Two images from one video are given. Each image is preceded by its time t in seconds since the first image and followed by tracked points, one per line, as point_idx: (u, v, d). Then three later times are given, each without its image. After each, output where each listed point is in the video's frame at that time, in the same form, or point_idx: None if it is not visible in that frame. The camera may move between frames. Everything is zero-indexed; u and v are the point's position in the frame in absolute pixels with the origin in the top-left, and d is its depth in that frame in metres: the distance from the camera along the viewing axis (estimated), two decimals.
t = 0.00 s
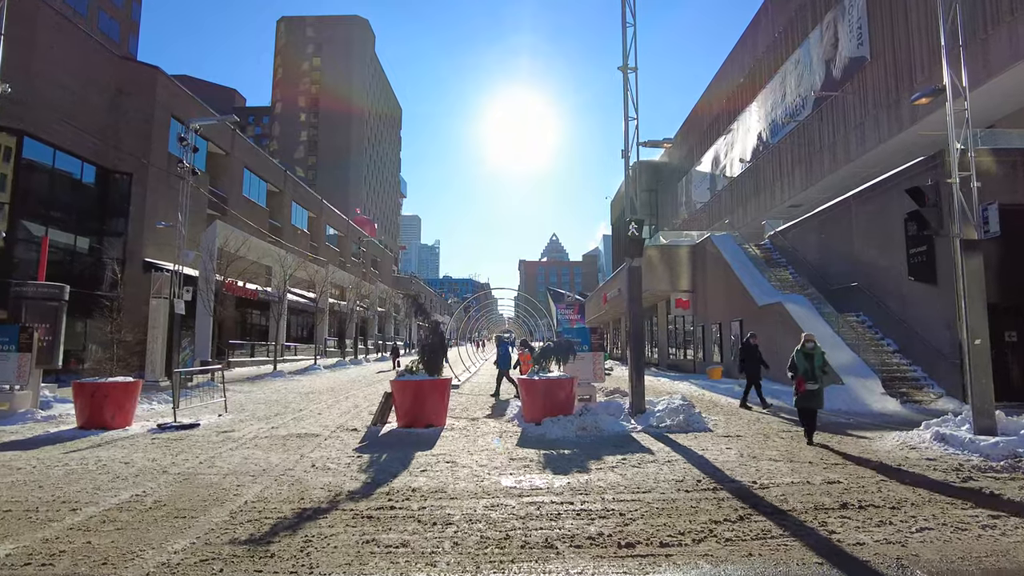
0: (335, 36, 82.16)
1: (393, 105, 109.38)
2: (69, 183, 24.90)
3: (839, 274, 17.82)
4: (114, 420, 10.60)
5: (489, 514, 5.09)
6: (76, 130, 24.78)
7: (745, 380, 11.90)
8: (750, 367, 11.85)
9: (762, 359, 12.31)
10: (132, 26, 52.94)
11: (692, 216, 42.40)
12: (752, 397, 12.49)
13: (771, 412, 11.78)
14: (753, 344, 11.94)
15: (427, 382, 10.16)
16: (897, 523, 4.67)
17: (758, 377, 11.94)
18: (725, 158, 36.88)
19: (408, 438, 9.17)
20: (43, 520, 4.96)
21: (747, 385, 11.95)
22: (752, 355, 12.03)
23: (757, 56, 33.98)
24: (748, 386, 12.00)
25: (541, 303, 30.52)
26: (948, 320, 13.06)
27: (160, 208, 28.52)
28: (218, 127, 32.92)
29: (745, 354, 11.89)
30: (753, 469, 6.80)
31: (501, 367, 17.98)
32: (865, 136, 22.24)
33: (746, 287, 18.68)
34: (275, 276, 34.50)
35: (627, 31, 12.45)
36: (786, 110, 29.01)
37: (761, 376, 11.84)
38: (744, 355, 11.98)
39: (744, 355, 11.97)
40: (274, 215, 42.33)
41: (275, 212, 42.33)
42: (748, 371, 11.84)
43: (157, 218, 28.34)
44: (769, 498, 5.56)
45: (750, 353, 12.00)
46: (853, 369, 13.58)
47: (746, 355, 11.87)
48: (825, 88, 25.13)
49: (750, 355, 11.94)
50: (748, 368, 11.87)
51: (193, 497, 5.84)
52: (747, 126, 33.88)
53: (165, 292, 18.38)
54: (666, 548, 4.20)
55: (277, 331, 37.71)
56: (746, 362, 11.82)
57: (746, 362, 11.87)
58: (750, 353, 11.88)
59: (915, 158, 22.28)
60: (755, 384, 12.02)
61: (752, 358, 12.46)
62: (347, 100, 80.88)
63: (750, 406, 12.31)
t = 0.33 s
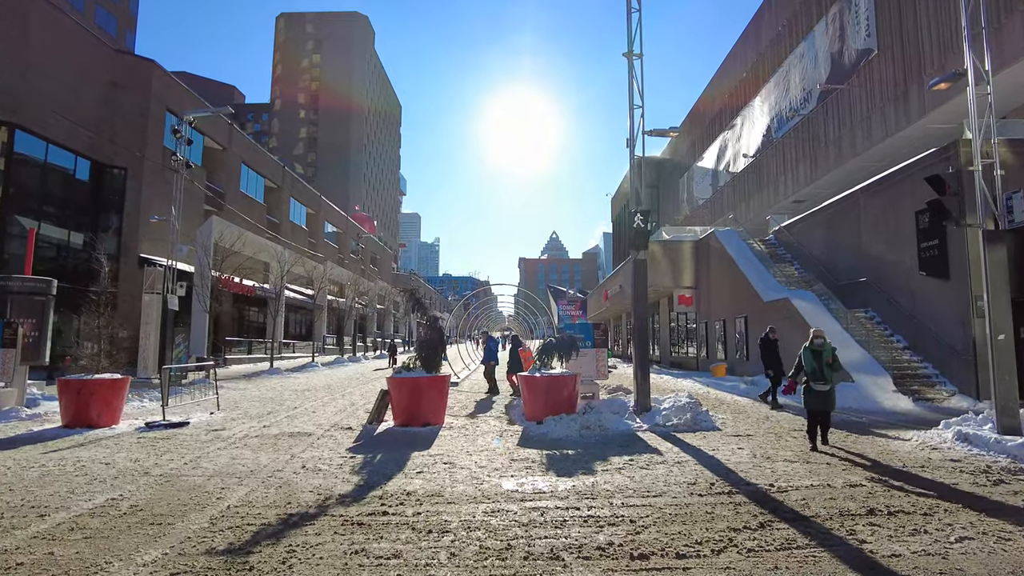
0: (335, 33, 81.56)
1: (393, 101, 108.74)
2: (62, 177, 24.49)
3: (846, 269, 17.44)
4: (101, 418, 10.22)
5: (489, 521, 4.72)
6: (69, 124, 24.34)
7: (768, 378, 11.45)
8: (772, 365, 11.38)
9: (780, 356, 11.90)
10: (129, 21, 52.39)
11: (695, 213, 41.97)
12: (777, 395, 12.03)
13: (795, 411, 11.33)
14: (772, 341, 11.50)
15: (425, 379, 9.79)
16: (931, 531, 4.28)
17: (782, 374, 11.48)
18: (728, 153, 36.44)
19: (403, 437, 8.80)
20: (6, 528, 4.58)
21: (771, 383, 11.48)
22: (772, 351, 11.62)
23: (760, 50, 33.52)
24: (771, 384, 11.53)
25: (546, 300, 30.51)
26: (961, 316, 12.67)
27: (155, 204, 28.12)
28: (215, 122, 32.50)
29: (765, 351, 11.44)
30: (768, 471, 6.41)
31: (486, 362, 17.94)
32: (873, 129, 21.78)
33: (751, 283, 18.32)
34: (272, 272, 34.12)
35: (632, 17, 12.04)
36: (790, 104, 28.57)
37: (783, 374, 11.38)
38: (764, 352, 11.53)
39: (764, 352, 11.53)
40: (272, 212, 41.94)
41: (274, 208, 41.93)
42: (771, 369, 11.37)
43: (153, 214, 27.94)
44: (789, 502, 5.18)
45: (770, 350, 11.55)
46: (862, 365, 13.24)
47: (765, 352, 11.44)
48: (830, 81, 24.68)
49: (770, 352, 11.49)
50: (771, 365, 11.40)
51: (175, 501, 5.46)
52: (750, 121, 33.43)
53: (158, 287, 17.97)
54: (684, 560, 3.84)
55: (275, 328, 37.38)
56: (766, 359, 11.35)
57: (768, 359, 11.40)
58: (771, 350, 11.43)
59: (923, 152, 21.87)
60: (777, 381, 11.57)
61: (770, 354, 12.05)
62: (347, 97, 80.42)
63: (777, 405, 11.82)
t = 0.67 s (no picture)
0: (334, 31, 81.09)
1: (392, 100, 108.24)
2: (55, 175, 24.08)
3: (854, 267, 17.07)
4: (86, 422, 9.86)
5: (489, 538, 4.35)
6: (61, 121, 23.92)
7: (786, 378, 11.00)
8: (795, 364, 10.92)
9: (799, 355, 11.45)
10: (126, 18, 51.93)
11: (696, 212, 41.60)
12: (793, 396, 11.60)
13: (810, 413, 10.92)
14: (791, 340, 11.07)
15: (423, 382, 9.43)
16: (973, 551, 3.90)
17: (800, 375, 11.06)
18: (730, 151, 36.04)
19: (399, 442, 8.45)
20: None
21: (789, 383, 11.04)
22: (790, 351, 11.18)
23: (763, 46, 33.14)
24: (789, 384, 11.10)
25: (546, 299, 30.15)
26: (976, 315, 12.29)
27: (150, 201, 27.73)
28: (211, 119, 32.09)
29: (784, 351, 11.01)
30: (785, 480, 6.04)
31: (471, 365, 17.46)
32: (879, 125, 21.39)
33: (756, 282, 17.94)
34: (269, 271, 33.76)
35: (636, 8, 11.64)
36: (794, 100, 28.16)
37: (804, 375, 10.94)
38: (782, 352, 11.08)
39: (783, 352, 11.10)
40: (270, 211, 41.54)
41: (271, 207, 41.53)
42: (791, 369, 10.93)
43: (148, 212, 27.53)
44: (811, 516, 4.80)
45: (789, 350, 11.13)
46: (872, 365, 12.86)
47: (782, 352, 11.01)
48: (836, 76, 24.26)
49: (789, 352, 11.05)
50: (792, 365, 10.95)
51: (153, 513, 5.08)
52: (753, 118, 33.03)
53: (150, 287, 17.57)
54: None
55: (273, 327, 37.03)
56: (785, 359, 10.92)
57: (787, 359, 10.96)
58: (790, 350, 10.99)
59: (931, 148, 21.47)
60: (797, 381, 11.12)
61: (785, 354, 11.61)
62: (346, 95, 80.02)
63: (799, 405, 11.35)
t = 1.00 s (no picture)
0: (334, 29, 80.70)
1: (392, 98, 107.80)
2: (50, 171, 23.69)
3: (864, 264, 16.69)
4: (73, 423, 9.50)
5: (493, 554, 3.97)
6: (56, 116, 23.51)
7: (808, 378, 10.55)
8: (820, 363, 10.49)
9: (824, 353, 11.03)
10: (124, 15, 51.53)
11: (699, 209, 41.24)
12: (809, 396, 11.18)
13: (830, 414, 10.50)
14: (814, 339, 10.67)
15: (422, 383, 9.04)
16: None
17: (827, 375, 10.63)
18: (734, 147, 35.64)
19: (398, 444, 8.07)
20: None
21: (812, 383, 10.59)
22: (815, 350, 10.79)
23: (767, 41, 32.70)
24: (811, 384, 10.65)
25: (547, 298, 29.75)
26: (994, 313, 11.89)
27: (147, 198, 27.34)
28: (210, 116, 31.72)
29: (808, 350, 10.60)
30: (809, 485, 5.64)
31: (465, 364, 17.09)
32: (888, 120, 20.98)
33: (764, 279, 17.53)
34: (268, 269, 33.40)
35: None
36: (800, 96, 27.74)
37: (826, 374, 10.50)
38: (805, 351, 10.68)
39: (805, 351, 10.70)
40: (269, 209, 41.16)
41: (270, 205, 41.13)
42: (813, 368, 10.52)
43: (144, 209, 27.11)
44: (843, 527, 4.41)
45: (812, 348, 10.75)
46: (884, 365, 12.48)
47: (808, 350, 10.59)
48: (843, 70, 23.83)
49: (812, 350, 10.63)
50: (817, 364, 10.52)
51: (129, 524, 4.69)
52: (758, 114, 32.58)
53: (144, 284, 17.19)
54: None
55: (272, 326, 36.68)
56: (810, 357, 10.53)
57: (810, 358, 10.54)
58: (813, 349, 10.58)
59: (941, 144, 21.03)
60: (817, 381, 10.69)
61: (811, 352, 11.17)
62: (346, 94, 79.56)
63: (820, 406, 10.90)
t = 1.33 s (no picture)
0: (334, 28, 80.41)
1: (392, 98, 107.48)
2: (43, 168, 23.31)
3: (872, 263, 16.35)
4: (58, 424, 9.15)
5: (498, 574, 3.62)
6: (50, 112, 23.12)
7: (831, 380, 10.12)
8: (842, 364, 10.11)
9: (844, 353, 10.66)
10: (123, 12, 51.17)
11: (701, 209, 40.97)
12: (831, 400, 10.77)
13: (846, 417, 10.13)
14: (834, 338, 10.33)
15: (421, 384, 8.67)
16: None
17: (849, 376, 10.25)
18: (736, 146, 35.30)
19: (396, 448, 7.72)
20: None
21: (834, 385, 10.16)
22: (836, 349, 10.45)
23: (770, 39, 32.38)
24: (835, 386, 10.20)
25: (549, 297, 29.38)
26: (1010, 312, 11.56)
27: (143, 195, 26.98)
28: (208, 113, 31.39)
29: (829, 350, 10.22)
30: (832, 494, 5.28)
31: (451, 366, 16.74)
32: (895, 117, 20.65)
33: (770, 279, 17.16)
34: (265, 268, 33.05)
35: None
36: (805, 93, 27.41)
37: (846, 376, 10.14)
38: (824, 350, 10.34)
39: (825, 351, 10.35)
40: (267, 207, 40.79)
41: (269, 203, 40.76)
42: (831, 370, 10.15)
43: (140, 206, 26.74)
44: (877, 544, 4.05)
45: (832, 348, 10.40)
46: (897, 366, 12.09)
47: (828, 349, 10.22)
48: (849, 66, 23.49)
49: (833, 350, 10.27)
50: (838, 363, 10.13)
51: (101, 538, 4.33)
52: (761, 112, 32.24)
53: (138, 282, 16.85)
54: None
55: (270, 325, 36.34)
56: (830, 356, 10.16)
57: (831, 358, 10.17)
58: (833, 348, 10.23)
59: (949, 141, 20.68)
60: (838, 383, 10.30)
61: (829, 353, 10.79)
62: (346, 93, 79.12)
63: (839, 408, 10.48)
